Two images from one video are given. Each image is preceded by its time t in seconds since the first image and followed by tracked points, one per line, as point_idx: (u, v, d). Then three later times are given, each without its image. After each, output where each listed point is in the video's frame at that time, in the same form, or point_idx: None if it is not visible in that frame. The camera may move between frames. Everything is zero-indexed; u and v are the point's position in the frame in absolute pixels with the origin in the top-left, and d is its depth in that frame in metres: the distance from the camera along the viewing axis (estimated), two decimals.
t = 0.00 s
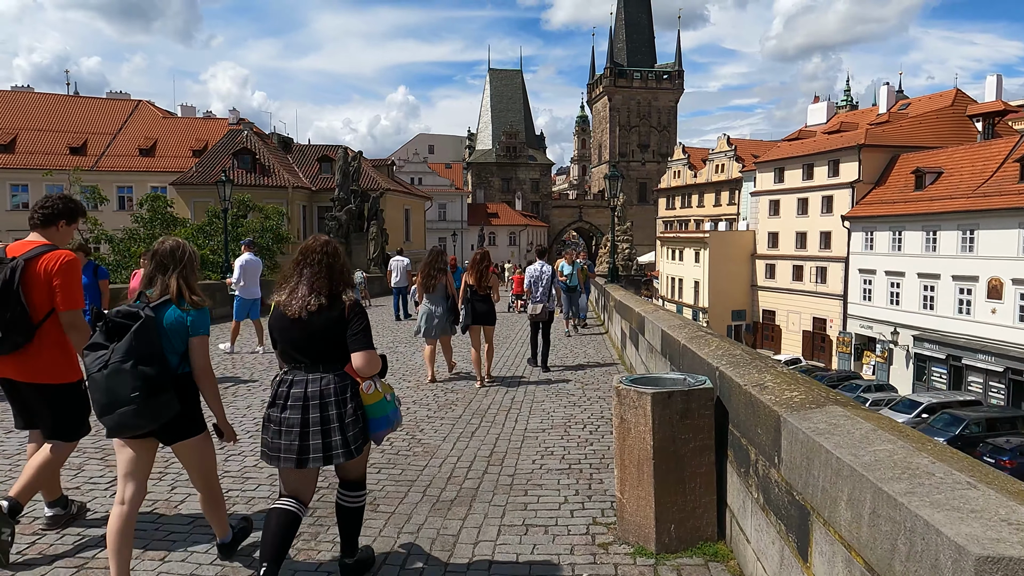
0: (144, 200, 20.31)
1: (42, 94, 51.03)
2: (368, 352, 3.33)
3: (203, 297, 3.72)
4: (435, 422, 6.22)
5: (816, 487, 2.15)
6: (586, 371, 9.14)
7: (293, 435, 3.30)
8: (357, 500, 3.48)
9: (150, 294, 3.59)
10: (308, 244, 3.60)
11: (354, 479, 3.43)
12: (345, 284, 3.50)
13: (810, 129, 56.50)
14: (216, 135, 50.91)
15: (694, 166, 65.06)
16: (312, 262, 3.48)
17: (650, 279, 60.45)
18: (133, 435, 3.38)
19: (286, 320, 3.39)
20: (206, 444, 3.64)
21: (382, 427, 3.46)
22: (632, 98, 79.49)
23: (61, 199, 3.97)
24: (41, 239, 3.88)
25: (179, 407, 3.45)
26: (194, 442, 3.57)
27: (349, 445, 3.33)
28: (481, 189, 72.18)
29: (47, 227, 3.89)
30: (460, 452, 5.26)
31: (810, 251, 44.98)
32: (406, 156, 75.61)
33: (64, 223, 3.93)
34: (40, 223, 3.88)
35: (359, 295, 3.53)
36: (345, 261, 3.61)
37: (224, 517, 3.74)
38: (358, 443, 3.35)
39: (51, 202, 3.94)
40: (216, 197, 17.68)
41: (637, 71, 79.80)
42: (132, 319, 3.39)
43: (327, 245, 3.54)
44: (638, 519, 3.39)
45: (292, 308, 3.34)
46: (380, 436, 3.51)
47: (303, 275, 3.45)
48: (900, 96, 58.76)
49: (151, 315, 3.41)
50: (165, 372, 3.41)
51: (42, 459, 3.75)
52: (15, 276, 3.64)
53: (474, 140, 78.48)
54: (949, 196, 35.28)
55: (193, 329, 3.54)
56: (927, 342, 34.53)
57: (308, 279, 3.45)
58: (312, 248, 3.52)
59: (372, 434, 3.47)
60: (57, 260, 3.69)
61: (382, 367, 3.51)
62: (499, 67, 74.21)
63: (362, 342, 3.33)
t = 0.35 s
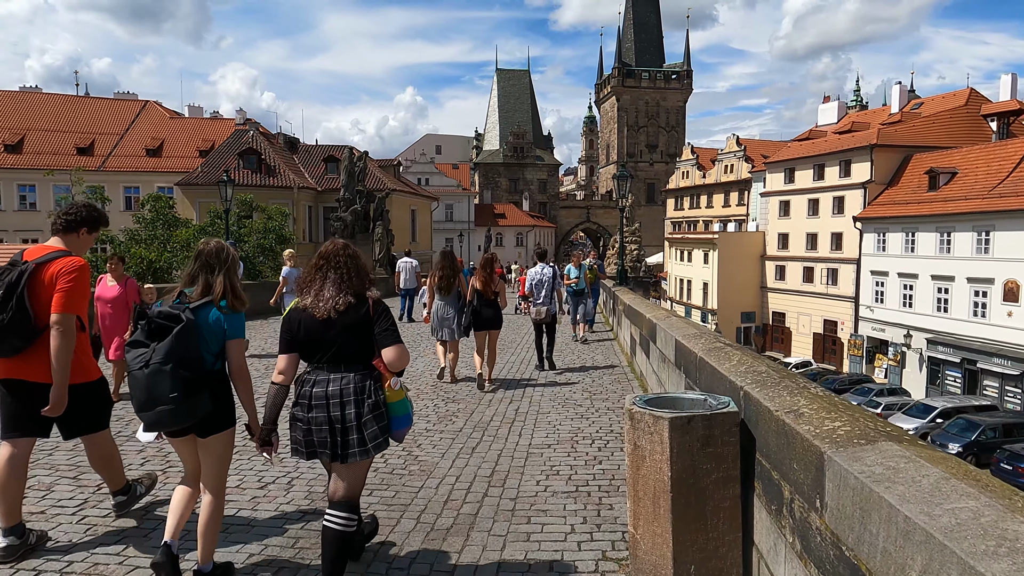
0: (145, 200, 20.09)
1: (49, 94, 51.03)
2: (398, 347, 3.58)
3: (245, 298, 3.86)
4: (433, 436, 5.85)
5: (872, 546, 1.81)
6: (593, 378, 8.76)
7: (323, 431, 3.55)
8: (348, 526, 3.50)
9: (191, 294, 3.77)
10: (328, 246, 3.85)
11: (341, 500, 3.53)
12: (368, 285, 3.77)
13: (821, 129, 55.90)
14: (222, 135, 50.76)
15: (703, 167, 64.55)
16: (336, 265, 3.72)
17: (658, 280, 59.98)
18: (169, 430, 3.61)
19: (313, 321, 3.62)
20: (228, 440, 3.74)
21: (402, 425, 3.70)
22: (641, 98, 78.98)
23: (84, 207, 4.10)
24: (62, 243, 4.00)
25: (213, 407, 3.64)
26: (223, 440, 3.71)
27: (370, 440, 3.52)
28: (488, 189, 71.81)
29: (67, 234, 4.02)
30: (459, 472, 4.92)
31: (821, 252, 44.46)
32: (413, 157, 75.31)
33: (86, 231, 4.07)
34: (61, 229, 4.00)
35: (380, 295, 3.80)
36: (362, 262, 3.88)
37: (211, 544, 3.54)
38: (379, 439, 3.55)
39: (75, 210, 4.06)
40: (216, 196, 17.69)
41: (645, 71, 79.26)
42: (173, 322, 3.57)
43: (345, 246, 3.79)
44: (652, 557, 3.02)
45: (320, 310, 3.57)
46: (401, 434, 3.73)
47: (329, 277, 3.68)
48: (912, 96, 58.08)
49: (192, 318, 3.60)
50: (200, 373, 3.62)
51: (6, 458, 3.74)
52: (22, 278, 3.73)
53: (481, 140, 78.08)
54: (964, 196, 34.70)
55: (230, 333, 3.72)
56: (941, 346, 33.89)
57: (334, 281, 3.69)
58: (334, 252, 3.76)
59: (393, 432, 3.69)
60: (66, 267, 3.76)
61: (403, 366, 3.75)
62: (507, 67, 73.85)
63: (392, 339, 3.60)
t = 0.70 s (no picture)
0: (144, 198, 19.95)
1: (56, 94, 51.01)
2: (394, 335, 3.50)
3: (251, 296, 4.03)
4: (425, 446, 5.45)
5: None
6: (595, 383, 8.30)
7: (322, 415, 3.50)
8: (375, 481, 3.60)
9: (201, 296, 3.87)
10: (324, 237, 3.72)
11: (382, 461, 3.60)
12: (365, 270, 3.68)
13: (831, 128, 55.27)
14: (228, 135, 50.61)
15: (711, 166, 63.97)
16: (333, 254, 3.62)
17: (666, 280, 59.48)
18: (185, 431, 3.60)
19: (311, 312, 3.59)
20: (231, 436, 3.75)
21: (408, 403, 3.70)
22: (648, 98, 78.44)
23: (115, 203, 3.95)
24: (87, 239, 3.89)
25: (228, 404, 3.71)
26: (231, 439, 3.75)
27: (371, 426, 3.47)
28: (494, 189, 71.49)
29: (94, 228, 3.90)
30: (450, 486, 4.54)
31: (831, 253, 43.89)
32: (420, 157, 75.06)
33: (113, 226, 3.93)
34: (88, 225, 3.87)
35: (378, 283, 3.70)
36: (360, 250, 3.77)
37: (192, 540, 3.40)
38: (383, 424, 3.51)
39: (105, 205, 3.92)
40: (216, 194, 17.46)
41: (653, 70, 78.65)
42: (188, 325, 3.60)
43: (340, 233, 3.68)
44: None
45: (318, 300, 3.53)
46: (408, 412, 3.74)
47: (325, 268, 3.61)
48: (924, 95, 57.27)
49: (207, 320, 3.65)
50: (216, 374, 3.64)
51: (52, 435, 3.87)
52: (47, 274, 3.73)
53: (488, 140, 77.72)
54: (978, 196, 34.07)
55: (242, 331, 3.83)
56: (954, 348, 33.22)
57: (330, 272, 3.61)
58: (329, 240, 3.65)
59: (400, 410, 3.70)
60: (94, 265, 3.74)
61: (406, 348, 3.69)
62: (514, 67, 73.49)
63: (388, 327, 3.51)
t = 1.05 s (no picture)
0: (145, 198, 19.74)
1: (66, 96, 51.12)
2: (426, 347, 3.50)
3: (263, 292, 4.02)
4: (422, 462, 5.07)
5: None
6: (603, 391, 7.84)
7: (354, 426, 3.47)
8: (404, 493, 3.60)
9: (215, 291, 3.91)
10: (362, 246, 3.74)
11: (405, 472, 3.57)
12: (403, 286, 3.68)
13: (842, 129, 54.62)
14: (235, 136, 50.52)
15: (721, 168, 63.38)
16: (370, 265, 3.62)
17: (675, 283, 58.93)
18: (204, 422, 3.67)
19: (345, 319, 3.57)
20: (262, 430, 3.91)
21: (435, 418, 3.64)
22: (657, 99, 77.91)
23: (130, 209, 4.02)
24: (106, 245, 3.94)
25: (246, 397, 3.77)
26: (255, 430, 3.85)
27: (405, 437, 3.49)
28: (502, 191, 71.17)
29: (114, 234, 3.95)
30: (447, 510, 4.17)
31: (844, 255, 43.26)
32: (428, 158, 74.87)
33: (132, 232, 4.00)
34: (109, 230, 3.93)
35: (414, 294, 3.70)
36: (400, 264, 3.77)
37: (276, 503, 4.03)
38: (414, 434, 3.52)
39: (124, 212, 3.97)
40: (217, 194, 17.22)
41: (662, 71, 78.12)
42: (203, 317, 3.69)
43: (380, 246, 3.67)
44: None
45: (352, 308, 3.52)
46: (434, 427, 3.68)
47: (362, 279, 3.59)
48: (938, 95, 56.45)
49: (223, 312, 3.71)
50: (234, 366, 3.71)
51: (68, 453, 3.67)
52: (73, 277, 3.77)
53: (496, 142, 77.42)
54: (995, 197, 33.42)
55: (256, 324, 3.80)
56: (971, 352, 32.50)
57: (368, 282, 3.60)
58: (367, 251, 3.66)
59: (427, 424, 3.65)
60: (119, 264, 3.88)
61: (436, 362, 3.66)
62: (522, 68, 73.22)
63: (421, 338, 3.51)
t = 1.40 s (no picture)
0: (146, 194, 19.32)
1: (72, 93, 50.88)
2: (465, 335, 3.64)
3: (307, 293, 4.07)
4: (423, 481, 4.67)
5: None
6: (615, 396, 7.41)
7: (391, 417, 3.58)
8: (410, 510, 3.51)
9: (257, 288, 3.94)
10: (392, 243, 3.85)
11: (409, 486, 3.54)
12: (435, 278, 3.83)
13: (854, 125, 53.92)
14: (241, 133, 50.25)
15: (731, 165, 62.74)
16: (404, 258, 3.74)
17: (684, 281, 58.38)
18: (242, 417, 3.75)
19: (381, 311, 3.64)
20: (291, 424, 3.87)
21: (467, 411, 3.75)
22: (666, 95, 77.26)
23: (152, 198, 4.09)
24: (130, 235, 4.06)
25: (281, 394, 3.80)
26: (288, 424, 3.85)
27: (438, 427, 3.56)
28: (509, 188, 70.70)
29: (138, 224, 4.05)
30: (452, 535, 3.81)
31: (856, 253, 42.62)
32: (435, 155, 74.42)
33: (154, 221, 4.08)
34: (131, 220, 4.04)
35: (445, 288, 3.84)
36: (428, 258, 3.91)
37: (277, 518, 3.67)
38: (447, 424, 3.59)
39: (145, 200, 4.07)
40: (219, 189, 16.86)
41: (671, 67, 77.49)
42: (245, 316, 3.72)
43: (412, 240, 3.82)
44: None
45: (392, 300, 3.62)
46: (465, 420, 3.77)
47: (398, 271, 3.72)
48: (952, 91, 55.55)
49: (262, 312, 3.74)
50: (272, 363, 3.77)
51: (102, 440, 3.98)
52: (96, 269, 3.89)
53: (503, 139, 76.94)
54: (1012, 194, 32.71)
55: (295, 325, 3.89)
56: (988, 352, 31.85)
57: (403, 274, 3.74)
58: (399, 245, 3.78)
59: (458, 417, 3.74)
60: (135, 255, 3.91)
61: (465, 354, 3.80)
62: (530, 64, 72.68)
63: (458, 326, 3.66)
